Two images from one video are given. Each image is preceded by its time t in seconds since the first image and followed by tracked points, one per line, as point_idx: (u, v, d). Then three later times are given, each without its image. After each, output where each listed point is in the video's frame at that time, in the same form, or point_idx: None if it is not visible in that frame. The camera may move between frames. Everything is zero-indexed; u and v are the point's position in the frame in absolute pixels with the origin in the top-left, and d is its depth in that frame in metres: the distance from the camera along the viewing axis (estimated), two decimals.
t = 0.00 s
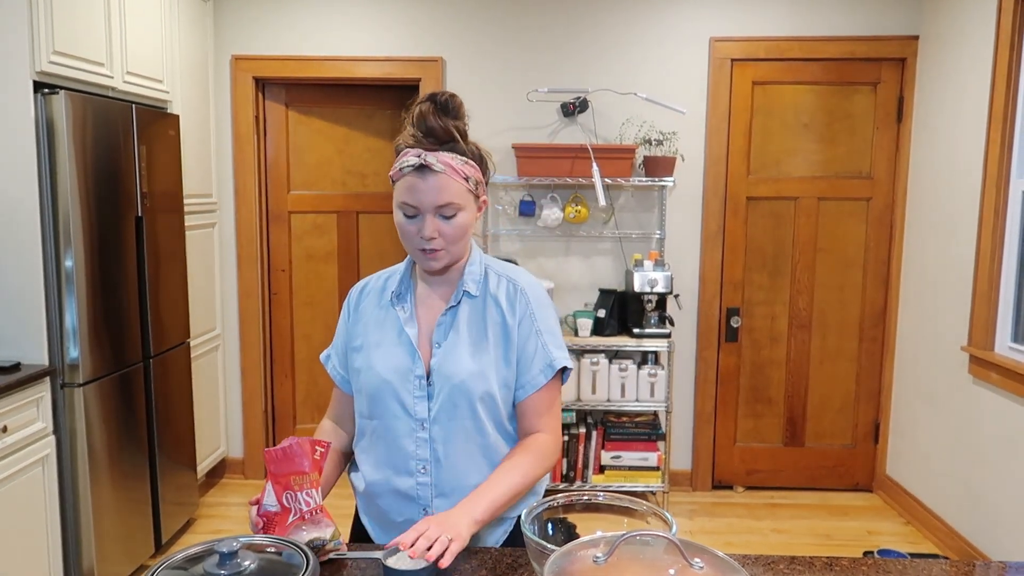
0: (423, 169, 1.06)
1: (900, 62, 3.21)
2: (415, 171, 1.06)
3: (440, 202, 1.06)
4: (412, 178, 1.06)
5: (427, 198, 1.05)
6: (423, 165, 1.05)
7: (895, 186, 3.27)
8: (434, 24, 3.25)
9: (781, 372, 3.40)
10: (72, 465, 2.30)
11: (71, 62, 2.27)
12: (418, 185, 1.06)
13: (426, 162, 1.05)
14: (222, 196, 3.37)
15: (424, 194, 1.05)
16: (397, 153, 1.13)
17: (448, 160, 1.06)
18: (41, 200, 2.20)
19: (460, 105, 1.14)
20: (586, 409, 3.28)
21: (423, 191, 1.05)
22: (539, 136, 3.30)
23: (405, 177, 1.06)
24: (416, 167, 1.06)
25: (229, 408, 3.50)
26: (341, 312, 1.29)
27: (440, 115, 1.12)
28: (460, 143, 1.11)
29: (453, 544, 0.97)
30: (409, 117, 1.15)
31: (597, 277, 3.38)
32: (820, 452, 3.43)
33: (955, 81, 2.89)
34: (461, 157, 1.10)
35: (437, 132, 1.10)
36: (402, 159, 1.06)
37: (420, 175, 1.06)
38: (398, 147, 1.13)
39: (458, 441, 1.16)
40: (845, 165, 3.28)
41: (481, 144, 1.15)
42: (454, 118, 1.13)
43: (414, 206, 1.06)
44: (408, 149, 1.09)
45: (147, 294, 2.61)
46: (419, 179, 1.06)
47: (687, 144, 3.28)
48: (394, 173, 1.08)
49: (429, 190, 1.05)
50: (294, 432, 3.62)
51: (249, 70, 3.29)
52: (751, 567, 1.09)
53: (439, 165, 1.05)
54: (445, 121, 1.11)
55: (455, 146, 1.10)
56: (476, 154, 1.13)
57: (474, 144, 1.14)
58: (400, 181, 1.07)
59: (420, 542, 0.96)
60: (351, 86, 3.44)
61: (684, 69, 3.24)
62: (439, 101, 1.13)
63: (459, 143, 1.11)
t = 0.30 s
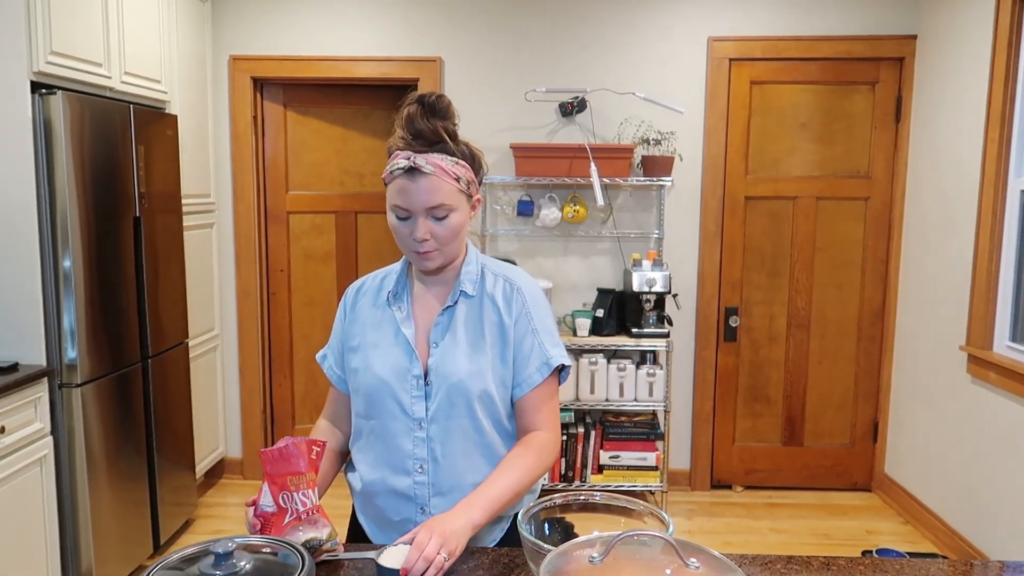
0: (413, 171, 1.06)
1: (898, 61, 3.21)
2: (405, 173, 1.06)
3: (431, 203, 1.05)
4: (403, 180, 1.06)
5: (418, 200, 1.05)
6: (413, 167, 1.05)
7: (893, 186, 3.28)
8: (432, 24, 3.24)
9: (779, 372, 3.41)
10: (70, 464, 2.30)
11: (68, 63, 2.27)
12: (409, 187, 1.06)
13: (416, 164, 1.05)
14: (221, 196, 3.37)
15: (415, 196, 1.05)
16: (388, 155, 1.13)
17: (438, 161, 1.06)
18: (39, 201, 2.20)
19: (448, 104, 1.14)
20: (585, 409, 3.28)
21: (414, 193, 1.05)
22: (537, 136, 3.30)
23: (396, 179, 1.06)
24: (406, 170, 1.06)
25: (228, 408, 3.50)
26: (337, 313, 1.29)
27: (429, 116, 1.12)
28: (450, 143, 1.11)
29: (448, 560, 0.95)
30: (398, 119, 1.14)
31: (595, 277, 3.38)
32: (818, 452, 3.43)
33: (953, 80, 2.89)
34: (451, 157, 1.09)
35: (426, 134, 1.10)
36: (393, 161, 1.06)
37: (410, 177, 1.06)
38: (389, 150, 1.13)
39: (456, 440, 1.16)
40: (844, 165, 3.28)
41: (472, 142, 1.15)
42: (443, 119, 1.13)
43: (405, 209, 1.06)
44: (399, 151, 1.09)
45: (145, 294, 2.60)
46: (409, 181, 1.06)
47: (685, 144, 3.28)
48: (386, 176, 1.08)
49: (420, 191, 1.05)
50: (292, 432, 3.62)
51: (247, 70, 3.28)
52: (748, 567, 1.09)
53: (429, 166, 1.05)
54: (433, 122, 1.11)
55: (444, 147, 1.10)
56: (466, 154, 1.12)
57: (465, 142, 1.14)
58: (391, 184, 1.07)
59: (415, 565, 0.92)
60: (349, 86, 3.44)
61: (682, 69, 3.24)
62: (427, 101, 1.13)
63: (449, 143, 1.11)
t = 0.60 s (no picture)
0: (403, 169, 1.05)
1: (896, 58, 3.20)
2: (395, 171, 1.06)
3: (422, 200, 1.05)
4: (393, 178, 1.06)
5: (408, 198, 1.05)
6: (402, 165, 1.05)
7: (890, 183, 3.27)
8: (429, 21, 3.24)
9: (776, 369, 3.41)
10: (67, 461, 2.30)
11: (64, 60, 2.26)
12: (400, 185, 1.06)
13: (406, 162, 1.05)
14: (218, 194, 3.37)
15: (406, 194, 1.05)
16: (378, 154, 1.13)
17: (427, 157, 1.06)
18: (35, 199, 2.20)
19: (436, 99, 1.13)
20: (583, 406, 3.28)
21: (404, 191, 1.05)
22: (535, 133, 3.29)
23: (386, 177, 1.06)
24: (397, 168, 1.06)
25: (225, 406, 3.50)
26: (332, 310, 1.29)
27: (417, 113, 1.11)
28: (439, 138, 1.11)
29: (445, 557, 0.95)
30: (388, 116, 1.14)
31: (593, 274, 3.38)
32: (816, 448, 3.43)
33: (951, 76, 2.88)
34: (440, 152, 1.09)
35: (414, 131, 1.09)
36: (383, 160, 1.06)
37: (400, 175, 1.06)
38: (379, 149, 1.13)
39: (451, 437, 1.16)
40: (841, 162, 3.28)
41: (462, 137, 1.15)
42: (431, 115, 1.13)
43: (397, 206, 1.06)
44: (389, 150, 1.09)
45: (142, 292, 2.60)
46: (400, 179, 1.06)
47: (683, 141, 3.28)
48: (376, 175, 1.08)
49: (410, 189, 1.05)
50: (290, 429, 3.62)
51: (244, 67, 3.28)
52: (743, 563, 1.09)
53: (418, 163, 1.05)
54: (421, 119, 1.11)
55: (433, 143, 1.09)
56: (456, 149, 1.13)
57: (455, 138, 1.13)
58: (382, 182, 1.07)
59: (414, 562, 0.92)
60: (346, 83, 3.43)
61: (680, 66, 3.23)
62: (414, 97, 1.13)
63: (438, 139, 1.10)
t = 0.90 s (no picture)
0: (392, 166, 1.05)
1: (889, 56, 3.21)
2: (385, 168, 1.06)
3: (413, 197, 1.06)
4: (383, 175, 1.06)
5: (399, 194, 1.05)
6: (391, 162, 1.05)
7: (883, 181, 3.28)
8: (424, 18, 3.23)
9: (770, 366, 3.42)
10: (60, 459, 2.29)
11: (56, 55, 2.25)
12: (390, 183, 1.06)
13: (395, 159, 1.05)
14: (211, 191, 3.36)
15: (396, 191, 1.05)
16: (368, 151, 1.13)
17: (416, 154, 1.06)
18: (27, 196, 2.19)
19: (423, 95, 1.13)
20: (577, 403, 3.29)
21: (394, 188, 1.05)
22: (529, 130, 3.29)
23: (377, 175, 1.06)
24: (386, 165, 1.06)
25: (219, 403, 3.49)
26: (325, 306, 1.29)
27: (404, 109, 1.11)
28: (427, 134, 1.11)
29: (460, 563, 0.96)
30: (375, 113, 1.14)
31: (587, 272, 3.38)
32: (809, 446, 3.44)
33: (944, 75, 2.89)
34: (429, 148, 1.09)
35: (401, 129, 1.09)
36: (372, 158, 1.06)
37: (389, 173, 1.06)
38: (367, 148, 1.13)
39: (445, 434, 1.16)
40: (835, 160, 3.29)
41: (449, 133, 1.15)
42: (418, 110, 1.12)
43: (388, 204, 1.06)
44: (377, 147, 1.09)
45: (135, 289, 2.60)
46: (390, 176, 1.06)
47: (677, 138, 3.28)
48: (366, 173, 1.08)
49: (400, 186, 1.05)
50: (284, 426, 3.62)
51: (238, 64, 3.27)
52: (734, 560, 1.09)
53: (407, 160, 1.05)
54: (409, 116, 1.11)
55: (421, 139, 1.09)
56: (445, 144, 1.13)
57: (443, 133, 1.13)
58: (372, 180, 1.07)
59: (434, 564, 0.93)
60: (340, 80, 3.43)
61: (674, 64, 3.24)
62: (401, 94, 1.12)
63: (426, 135, 1.10)
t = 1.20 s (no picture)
0: (388, 166, 1.06)
1: (885, 56, 3.22)
2: (381, 168, 1.06)
3: (408, 197, 1.06)
4: (379, 174, 1.06)
5: (395, 194, 1.06)
6: (387, 162, 1.05)
7: (879, 180, 3.29)
8: (420, 17, 3.23)
9: (766, 365, 3.43)
10: (55, 458, 2.29)
11: (51, 54, 2.24)
12: (385, 182, 1.06)
13: (391, 158, 1.05)
14: (208, 190, 3.35)
15: (391, 191, 1.06)
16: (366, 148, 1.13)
17: (412, 154, 1.06)
18: (23, 195, 2.18)
19: (422, 94, 1.13)
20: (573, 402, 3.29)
21: (390, 188, 1.06)
22: (526, 130, 3.29)
23: (373, 174, 1.07)
24: (382, 164, 1.06)
25: (216, 402, 3.49)
26: (321, 303, 1.29)
27: (403, 108, 1.11)
28: (424, 133, 1.11)
29: (439, 566, 0.95)
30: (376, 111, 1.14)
31: (584, 271, 3.38)
32: (805, 444, 3.45)
33: (939, 74, 2.90)
34: (426, 149, 1.09)
35: (399, 129, 1.09)
36: (369, 157, 1.07)
37: (385, 172, 1.06)
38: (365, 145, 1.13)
39: (439, 433, 1.17)
40: (831, 160, 3.30)
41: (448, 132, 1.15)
42: (417, 110, 1.12)
43: (383, 203, 1.07)
44: (375, 146, 1.09)
45: (131, 288, 2.59)
46: (385, 176, 1.06)
47: (674, 138, 3.28)
48: (363, 171, 1.08)
49: (396, 185, 1.05)
50: (280, 425, 3.62)
51: (234, 63, 3.26)
52: (729, 558, 1.09)
53: (402, 160, 1.05)
54: (407, 115, 1.11)
55: (418, 139, 1.09)
56: (443, 145, 1.13)
57: (441, 133, 1.13)
58: (369, 178, 1.08)
59: (412, 563, 0.92)
60: (336, 80, 3.43)
61: (670, 64, 3.24)
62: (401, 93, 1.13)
63: (423, 136, 1.10)
